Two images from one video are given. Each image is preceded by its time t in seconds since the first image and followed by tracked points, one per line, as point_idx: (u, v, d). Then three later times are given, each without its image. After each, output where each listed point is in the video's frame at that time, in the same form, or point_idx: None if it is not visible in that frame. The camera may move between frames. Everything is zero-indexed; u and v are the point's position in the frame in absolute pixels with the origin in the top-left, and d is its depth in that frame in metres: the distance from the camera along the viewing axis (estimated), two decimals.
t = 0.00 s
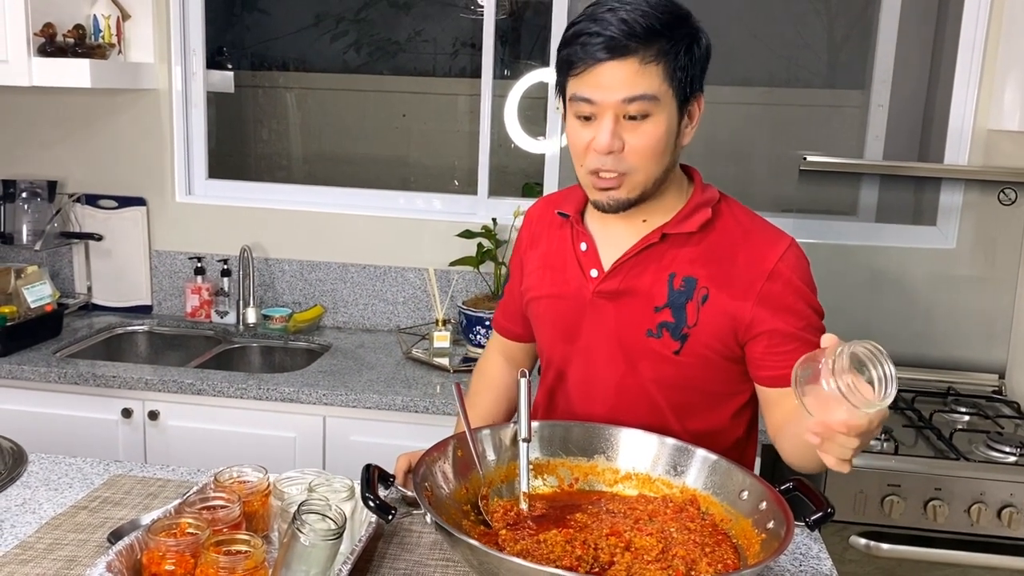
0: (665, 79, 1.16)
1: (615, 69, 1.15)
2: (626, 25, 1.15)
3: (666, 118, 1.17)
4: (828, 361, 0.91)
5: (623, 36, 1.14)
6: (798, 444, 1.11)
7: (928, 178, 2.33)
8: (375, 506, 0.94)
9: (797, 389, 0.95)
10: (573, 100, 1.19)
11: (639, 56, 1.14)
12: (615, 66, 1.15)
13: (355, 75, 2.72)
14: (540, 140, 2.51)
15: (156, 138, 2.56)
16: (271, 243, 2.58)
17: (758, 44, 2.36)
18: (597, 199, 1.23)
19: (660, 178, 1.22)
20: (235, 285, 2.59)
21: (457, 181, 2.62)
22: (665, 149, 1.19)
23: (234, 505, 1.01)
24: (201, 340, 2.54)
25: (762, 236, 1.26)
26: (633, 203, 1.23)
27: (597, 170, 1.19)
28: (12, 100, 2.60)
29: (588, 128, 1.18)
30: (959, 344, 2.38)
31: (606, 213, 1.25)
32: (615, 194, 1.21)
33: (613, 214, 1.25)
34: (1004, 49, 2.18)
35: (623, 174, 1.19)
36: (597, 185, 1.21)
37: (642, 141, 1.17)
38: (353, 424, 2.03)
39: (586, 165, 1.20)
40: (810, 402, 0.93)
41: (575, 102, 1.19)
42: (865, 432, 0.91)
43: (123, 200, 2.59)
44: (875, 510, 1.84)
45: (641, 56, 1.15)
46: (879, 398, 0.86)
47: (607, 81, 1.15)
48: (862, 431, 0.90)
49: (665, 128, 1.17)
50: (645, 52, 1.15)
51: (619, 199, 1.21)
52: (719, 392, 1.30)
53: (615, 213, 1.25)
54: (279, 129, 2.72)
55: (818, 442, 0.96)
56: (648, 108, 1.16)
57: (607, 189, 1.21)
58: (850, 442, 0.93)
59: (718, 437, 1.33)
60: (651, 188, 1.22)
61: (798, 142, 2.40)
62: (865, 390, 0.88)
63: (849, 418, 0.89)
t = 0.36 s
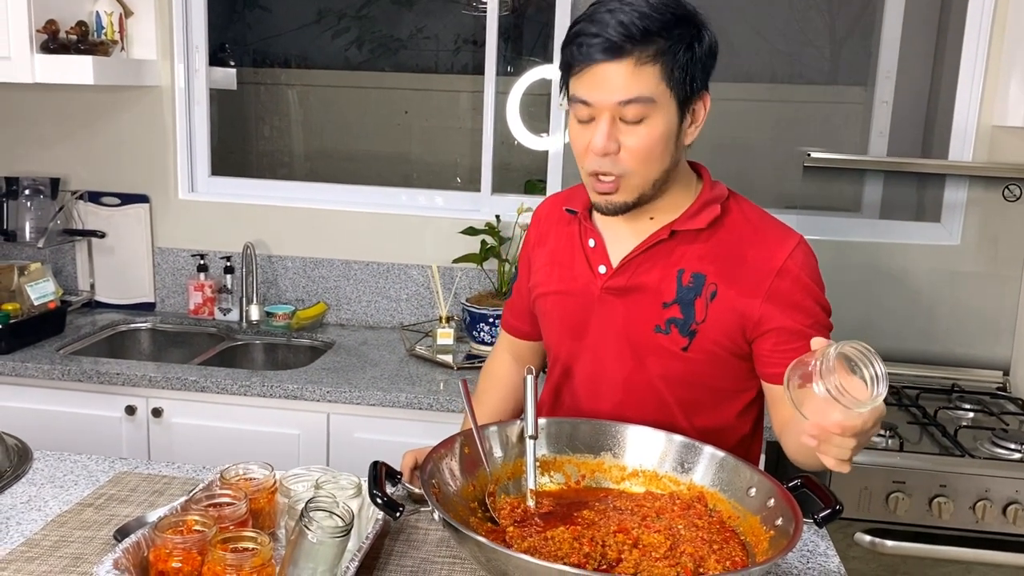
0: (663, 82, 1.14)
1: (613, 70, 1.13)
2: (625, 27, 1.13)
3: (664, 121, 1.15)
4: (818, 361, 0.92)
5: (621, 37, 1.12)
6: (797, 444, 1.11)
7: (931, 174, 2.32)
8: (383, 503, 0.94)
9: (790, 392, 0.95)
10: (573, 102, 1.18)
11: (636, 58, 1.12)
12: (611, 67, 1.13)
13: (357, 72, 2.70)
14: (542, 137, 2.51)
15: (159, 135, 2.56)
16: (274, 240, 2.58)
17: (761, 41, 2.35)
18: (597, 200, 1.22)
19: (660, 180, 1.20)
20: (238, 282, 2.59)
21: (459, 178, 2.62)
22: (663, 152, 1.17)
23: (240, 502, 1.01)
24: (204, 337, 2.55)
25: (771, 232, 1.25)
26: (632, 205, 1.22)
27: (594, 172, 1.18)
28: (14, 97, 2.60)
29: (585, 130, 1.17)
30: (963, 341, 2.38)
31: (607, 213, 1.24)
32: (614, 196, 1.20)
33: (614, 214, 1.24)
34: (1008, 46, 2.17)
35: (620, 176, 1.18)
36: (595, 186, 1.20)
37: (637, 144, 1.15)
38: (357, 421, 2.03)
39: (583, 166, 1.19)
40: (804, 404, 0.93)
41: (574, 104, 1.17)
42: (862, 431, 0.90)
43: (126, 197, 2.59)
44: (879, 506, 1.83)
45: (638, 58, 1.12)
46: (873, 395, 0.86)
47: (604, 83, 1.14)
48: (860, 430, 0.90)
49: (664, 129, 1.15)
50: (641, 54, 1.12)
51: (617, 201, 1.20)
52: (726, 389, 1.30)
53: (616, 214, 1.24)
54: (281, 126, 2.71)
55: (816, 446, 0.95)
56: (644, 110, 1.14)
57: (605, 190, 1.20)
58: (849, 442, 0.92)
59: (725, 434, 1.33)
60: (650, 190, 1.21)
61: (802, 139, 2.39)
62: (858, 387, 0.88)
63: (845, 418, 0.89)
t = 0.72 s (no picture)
0: (675, 46, 1.20)
1: (628, 28, 1.20)
2: None
3: (673, 82, 1.20)
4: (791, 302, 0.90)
5: None
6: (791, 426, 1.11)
7: (931, 170, 2.32)
8: (380, 500, 0.94)
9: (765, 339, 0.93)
10: (585, 65, 1.24)
11: (649, 19, 1.20)
12: (627, 27, 1.20)
13: (356, 68, 2.67)
14: (541, 133, 2.50)
15: (157, 132, 2.55)
16: (273, 237, 2.58)
17: (760, 37, 2.35)
18: (601, 166, 1.25)
19: (666, 149, 1.24)
20: (237, 279, 2.58)
21: (458, 174, 2.61)
22: (672, 116, 1.21)
23: (237, 499, 1.01)
24: (203, 334, 2.54)
25: (766, 226, 1.25)
26: (638, 173, 1.24)
27: (603, 131, 1.22)
28: (12, 94, 2.59)
29: (596, 91, 1.22)
30: (963, 337, 2.38)
31: (610, 183, 1.26)
32: (620, 159, 1.23)
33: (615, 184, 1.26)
34: (1008, 40, 2.17)
35: (629, 137, 1.21)
36: (602, 148, 1.23)
37: (647, 102, 1.19)
38: (356, 418, 2.03)
39: (591, 127, 1.23)
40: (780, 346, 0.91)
41: (587, 66, 1.23)
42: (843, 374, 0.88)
43: (124, 194, 2.59)
44: (878, 502, 1.83)
45: (651, 19, 1.20)
46: (848, 326, 0.84)
47: (618, 41, 1.20)
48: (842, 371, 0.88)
49: (673, 92, 1.20)
50: (655, 16, 1.20)
51: (623, 165, 1.23)
52: (721, 385, 1.30)
53: (619, 183, 1.26)
54: (280, 123, 2.70)
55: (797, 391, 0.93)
56: (655, 69, 1.20)
57: (612, 153, 1.23)
58: (831, 388, 0.90)
59: (720, 429, 1.33)
60: (656, 159, 1.23)
61: (801, 134, 2.38)
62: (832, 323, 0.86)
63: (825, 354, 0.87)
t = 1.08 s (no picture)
0: (665, 36, 1.22)
1: (616, 23, 1.22)
2: None
3: (667, 71, 1.21)
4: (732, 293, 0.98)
5: None
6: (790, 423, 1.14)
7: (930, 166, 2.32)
8: (377, 498, 0.94)
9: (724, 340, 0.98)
10: (578, 65, 1.25)
11: (636, 11, 1.22)
12: (616, 20, 1.22)
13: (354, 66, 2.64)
14: (540, 130, 2.50)
15: (154, 130, 2.55)
16: (272, 235, 2.58)
17: (760, 33, 2.34)
18: (603, 158, 1.25)
19: (666, 137, 1.24)
20: (235, 277, 2.58)
21: (457, 172, 2.61)
22: (668, 104, 1.22)
23: (234, 497, 1.01)
24: (201, 332, 2.54)
25: (771, 222, 1.27)
26: (640, 161, 1.24)
27: (600, 124, 1.22)
28: (9, 93, 2.59)
29: (590, 86, 1.23)
30: (962, 333, 2.38)
31: (613, 172, 1.26)
32: (621, 149, 1.23)
33: (619, 172, 1.26)
34: (1007, 37, 2.17)
35: (627, 127, 1.22)
36: (602, 140, 1.23)
37: (642, 90, 1.20)
38: (355, 416, 2.03)
39: (589, 121, 1.24)
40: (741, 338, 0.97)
41: (579, 65, 1.25)
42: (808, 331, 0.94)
43: (122, 192, 2.58)
44: (876, 498, 1.83)
45: (638, 12, 1.22)
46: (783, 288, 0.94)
47: (609, 35, 1.22)
48: (808, 328, 0.93)
49: (666, 79, 1.21)
50: (641, 8, 1.22)
51: (624, 155, 1.23)
52: (725, 381, 1.30)
53: (622, 172, 1.26)
54: (278, 120, 2.68)
55: (775, 370, 0.96)
56: (646, 58, 1.20)
57: (612, 144, 1.23)
58: (804, 351, 0.95)
59: (723, 426, 1.32)
60: (658, 147, 1.24)
61: (800, 131, 2.38)
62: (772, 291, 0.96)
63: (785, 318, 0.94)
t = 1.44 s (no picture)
0: (669, 32, 1.21)
1: (622, 17, 1.22)
2: None
3: (671, 66, 1.21)
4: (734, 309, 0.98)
5: None
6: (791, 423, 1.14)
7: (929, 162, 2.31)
8: (375, 498, 0.94)
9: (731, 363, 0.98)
10: (583, 59, 1.25)
11: (642, 7, 1.21)
12: (622, 15, 1.22)
13: (354, 63, 2.68)
14: (540, 127, 2.50)
15: (153, 129, 2.55)
16: (271, 233, 2.57)
17: (760, 30, 2.34)
18: (606, 153, 1.24)
19: (670, 134, 1.23)
20: (235, 276, 2.58)
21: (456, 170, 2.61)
22: (672, 100, 1.21)
23: (232, 497, 1.01)
24: (200, 331, 2.53)
25: (776, 222, 1.26)
26: (643, 157, 1.23)
27: (604, 118, 1.22)
28: (7, 92, 2.58)
29: (594, 81, 1.23)
30: (961, 330, 2.37)
31: (615, 169, 1.25)
32: (624, 144, 1.22)
33: (622, 169, 1.25)
34: (1006, 32, 2.16)
35: (630, 122, 1.21)
36: (605, 135, 1.23)
37: (646, 85, 1.20)
38: (354, 414, 2.03)
39: (593, 116, 1.23)
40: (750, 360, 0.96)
41: (585, 59, 1.25)
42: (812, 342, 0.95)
43: (121, 191, 2.58)
44: (877, 496, 1.83)
45: (644, 7, 1.21)
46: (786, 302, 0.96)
47: (614, 30, 1.22)
48: (812, 338, 0.95)
49: (671, 75, 1.20)
50: (647, 3, 1.22)
51: (627, 150, 1.22)
52: (727, 381, 1.30)
53: (626, 168, 1.25)
54: (277, 118, 2.69)
55: (782, 383, 0.98)
56: (651, 53, 1.20)
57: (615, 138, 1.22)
58: (808, 362, 0.96)
59: (724, 426, 1.32)
60: (660, 144, 1.23)
61: (799, 128, 2.38)
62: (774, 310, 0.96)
63: (789, 332, 0.95)
